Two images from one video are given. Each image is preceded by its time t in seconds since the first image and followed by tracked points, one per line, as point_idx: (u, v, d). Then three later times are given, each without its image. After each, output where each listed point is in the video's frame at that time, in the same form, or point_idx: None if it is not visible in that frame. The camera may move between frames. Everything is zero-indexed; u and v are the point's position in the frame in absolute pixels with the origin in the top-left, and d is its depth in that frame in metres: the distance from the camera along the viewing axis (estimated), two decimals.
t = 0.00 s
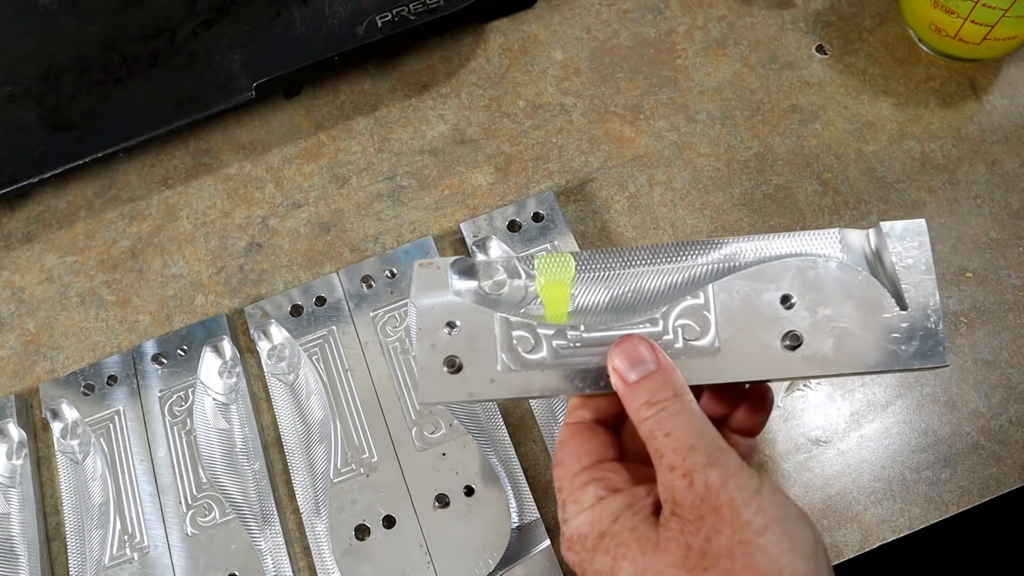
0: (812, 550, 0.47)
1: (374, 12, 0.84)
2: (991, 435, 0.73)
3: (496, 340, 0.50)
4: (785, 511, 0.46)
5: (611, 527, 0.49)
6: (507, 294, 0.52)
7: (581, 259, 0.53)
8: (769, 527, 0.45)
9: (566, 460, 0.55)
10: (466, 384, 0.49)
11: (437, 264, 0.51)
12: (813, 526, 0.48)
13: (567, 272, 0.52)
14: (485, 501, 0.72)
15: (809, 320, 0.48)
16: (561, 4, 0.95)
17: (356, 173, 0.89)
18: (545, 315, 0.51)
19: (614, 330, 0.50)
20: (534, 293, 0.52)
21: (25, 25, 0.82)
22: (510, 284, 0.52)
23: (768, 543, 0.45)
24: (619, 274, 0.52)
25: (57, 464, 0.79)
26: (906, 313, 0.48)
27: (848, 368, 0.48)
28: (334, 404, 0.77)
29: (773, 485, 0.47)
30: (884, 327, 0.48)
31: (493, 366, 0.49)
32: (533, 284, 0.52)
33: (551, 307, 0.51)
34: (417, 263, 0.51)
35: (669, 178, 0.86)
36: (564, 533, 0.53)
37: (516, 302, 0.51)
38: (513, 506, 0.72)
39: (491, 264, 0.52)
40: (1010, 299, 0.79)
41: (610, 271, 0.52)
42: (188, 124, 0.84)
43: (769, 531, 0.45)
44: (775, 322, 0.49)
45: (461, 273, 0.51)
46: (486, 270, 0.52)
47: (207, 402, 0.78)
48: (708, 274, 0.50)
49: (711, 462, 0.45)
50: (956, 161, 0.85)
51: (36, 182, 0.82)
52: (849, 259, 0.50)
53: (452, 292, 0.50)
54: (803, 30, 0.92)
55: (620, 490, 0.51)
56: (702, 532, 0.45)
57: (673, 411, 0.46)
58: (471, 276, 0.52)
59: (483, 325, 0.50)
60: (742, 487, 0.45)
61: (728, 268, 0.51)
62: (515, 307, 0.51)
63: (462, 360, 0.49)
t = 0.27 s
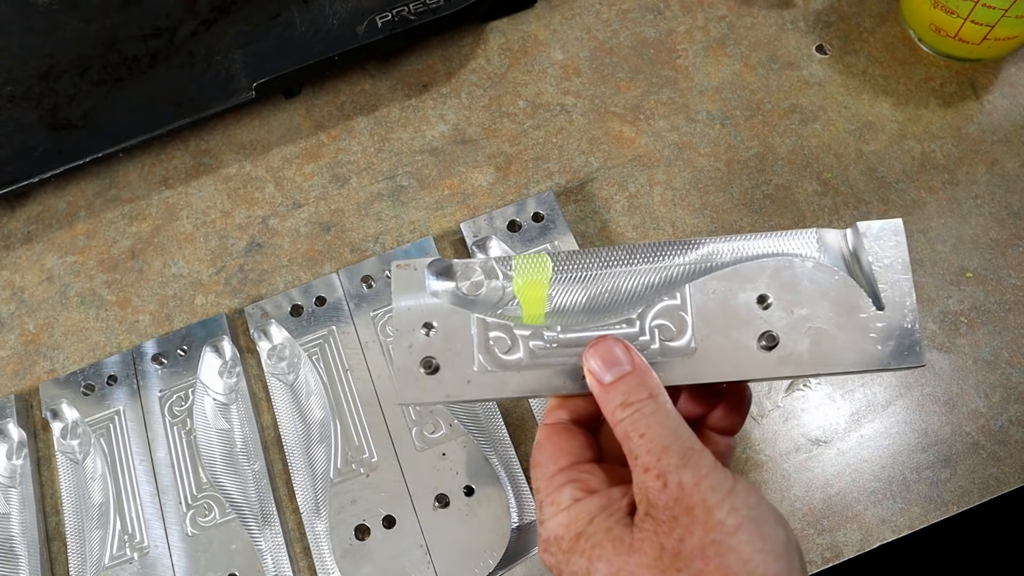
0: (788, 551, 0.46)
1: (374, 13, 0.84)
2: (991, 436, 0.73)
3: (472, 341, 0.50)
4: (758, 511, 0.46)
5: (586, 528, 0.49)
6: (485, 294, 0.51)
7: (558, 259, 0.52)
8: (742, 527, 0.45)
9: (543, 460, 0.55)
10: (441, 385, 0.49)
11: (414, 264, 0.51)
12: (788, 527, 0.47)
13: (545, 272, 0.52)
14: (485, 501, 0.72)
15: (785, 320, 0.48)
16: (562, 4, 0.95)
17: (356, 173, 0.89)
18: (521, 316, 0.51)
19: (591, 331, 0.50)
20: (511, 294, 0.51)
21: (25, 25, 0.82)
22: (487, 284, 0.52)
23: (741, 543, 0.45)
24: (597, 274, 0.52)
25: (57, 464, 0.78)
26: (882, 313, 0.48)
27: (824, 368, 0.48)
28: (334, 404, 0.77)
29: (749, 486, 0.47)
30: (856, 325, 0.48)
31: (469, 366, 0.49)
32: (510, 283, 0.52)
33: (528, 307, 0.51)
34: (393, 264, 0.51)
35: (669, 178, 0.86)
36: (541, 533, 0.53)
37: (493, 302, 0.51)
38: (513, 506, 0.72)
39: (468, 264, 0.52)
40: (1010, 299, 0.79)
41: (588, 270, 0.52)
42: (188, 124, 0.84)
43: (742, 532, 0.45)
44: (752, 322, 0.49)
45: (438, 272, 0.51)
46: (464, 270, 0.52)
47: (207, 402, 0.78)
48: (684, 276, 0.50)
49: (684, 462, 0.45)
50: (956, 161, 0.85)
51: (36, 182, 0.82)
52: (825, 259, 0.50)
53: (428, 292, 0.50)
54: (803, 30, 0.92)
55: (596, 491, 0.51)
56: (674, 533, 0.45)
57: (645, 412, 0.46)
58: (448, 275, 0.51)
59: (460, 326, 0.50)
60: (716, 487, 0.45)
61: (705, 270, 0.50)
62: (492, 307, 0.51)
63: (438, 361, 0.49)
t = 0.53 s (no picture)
0: (772, 548, 0.46)
1: (374, 12, 0.84)
2: (991, 435, 0.73)
3: (454, 333, 0.49)
4: (742, 507, 0.46)
5: (569, 522, 0.49)
6: (469, 286, 0.51)
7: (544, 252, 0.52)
8: (725, 523, 0.45)
9: (527, 455, 0.55)
10: (423, 376, 0.48)
11: (398, 253, 0.50)
12: (772, 525, 0.47)
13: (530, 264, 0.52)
14: (485, 501, 0.72)
15: (770, 318, 0.48)
16: (562, 4, 0.95)
17: (356, 173, 0.89)
18: (505, 309, 0.51)
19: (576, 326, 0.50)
20: (496, 285, 0.51)
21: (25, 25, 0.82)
22: (472, 276, 0.51)
23: (723, 539, 0.44)
24: (582, 268, 0.51)
25: (57, 464, 0.78)
26: (866, 314, 0.48)
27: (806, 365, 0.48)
28: (334, 404, 0.77)
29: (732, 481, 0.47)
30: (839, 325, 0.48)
31: (451, 358, 0.49)
32: (495, 275, 0.51)
33: (512, 299, 0.51)
34: (376, 253, 0.50)
35: (669, 178, 0.86)
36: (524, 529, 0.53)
37: (478, 293, 0.51)
38: (513, 506, 0.72)
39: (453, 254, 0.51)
40: (1010, 299, 0.79)
41: (575, 264, 0.52)
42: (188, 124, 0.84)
43: (725, 527, 0.45)
44: (737, 320, 0.49)
45: (422, 262, 0.51)
46: (449, 261, 0.51)
47: (207, 402, 0.78)
48: (671, 273, 0.50)
49: (666, 457, 0.45)
50: (956, 161, 0.85)
51: (36, 182, 0.82)
52: (809, 258, 0.50)
53: (412, 282, 0.50)
54: (803, 30, 0.92)
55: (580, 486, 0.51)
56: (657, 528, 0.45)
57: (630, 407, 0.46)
58: (432, 266, 0.51)
59: (443, 317, 0.50)
60: (699, 482, 0.45)
61: (692, 266, 0.50)
62: (477, 298, 0.51)
63: (420, 352, 0.49)
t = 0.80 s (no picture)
0: (769, 525, 0.46)
1: (374, 12, 0.84)
2: (991, 435, 0.73)
3: (448, 283, 0.47)
4: (737, 488, 0.45)
5: (558, 504, 0.48)
6: (481, 238, 0.48)
7: (559, 229, 0.50)
8: (722, 505, 0.44)
9: (512, 432, 0.54)
10: (405, 313, 0.47)
11: (421, 187, 0.48)
12: (771, 509, 0.46)
13: (544, 236, 0.49)
14: (485, 501, 0.72)
15: (767, 365, 0.46)
16: (562, 4, 0.95)
17: (356, 173, 0.89)
18: (506, 273, 0.48)
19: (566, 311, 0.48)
20: (506, 248, 0.48)
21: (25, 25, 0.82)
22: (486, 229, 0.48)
23: (723, 522, 0.44)
24: (593, 256, 0.49)
25: (58, 464, 0.79)
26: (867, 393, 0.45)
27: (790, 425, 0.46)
28: (334, 404, 0.77)
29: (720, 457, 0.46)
30: (836, 393, 0.45)
31: (439, 304, 0.47)
32: (507, 236, 0.48)
33: (516, 267, 0.48)
34: (399, 182, 0.48)
35: (669, 178, 0.86)
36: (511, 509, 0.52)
37: (487, 248, 0.48)
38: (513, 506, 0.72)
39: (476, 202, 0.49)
40: (1010, 299, 0.79)
41: (586, 251, 0.49)
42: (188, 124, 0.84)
43: (722, 510, 0.44)
44: (731, 355, 0.47)
45: (439, 200, 0.48)
46: (469, 207, 0.48)
47: (208, 402, 0.78)
48: (681, 289, 0.48)
49: (655, 441, 0.44)
50: (956, 161, 0.85)
51: (36, 182, 0.82)
52: (832, 316, 0.46)
53: (420, 215, 0.48)
54: (803, 30, 0.92)
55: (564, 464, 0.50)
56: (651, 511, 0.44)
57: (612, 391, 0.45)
58: (449, 204, 0.48)
59: (441, 264, 0.47)
60: (690, 464, 0.45)
61: (706, 287, 0.48)
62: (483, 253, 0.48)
63: (409, 288, 0.47)
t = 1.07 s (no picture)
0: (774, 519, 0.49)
1: (373, 13, 0.84)
2: (991, 436, 0.73)
3: (494, 200, 0.58)
4: (750, 484, 0.49)
5: (554, 479, 0.48)
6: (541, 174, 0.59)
7: (625, 219, 0.64)
8: (740, 496, 0.47)
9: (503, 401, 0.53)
10: (442, 207, 0.57)
11: (516, 95, 0.58)
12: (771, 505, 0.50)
13: (610, 209, 0.63)
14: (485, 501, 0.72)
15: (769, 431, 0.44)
16: (561, 4, 0.95)
17: (356, 173, 0.89)
18: (548, 219, 0.59)
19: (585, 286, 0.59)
20: (567, 195, 0.61)
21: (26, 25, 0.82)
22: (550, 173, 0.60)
23: (737, 510, 0.47)
24: (644, 260, 0.64)
25: (57, 464, 0.79)
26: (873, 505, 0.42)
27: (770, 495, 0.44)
28: (334, 404, 0.77)
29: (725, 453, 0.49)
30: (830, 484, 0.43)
31: (474, 216, 0.57)
32: (576, 183, 0.61)
33: (567, 216, 0.60)
34: (500, 79, 0.58)
35: (669, 178, 0.86)
36: (495, 481, 0.51)
37: (549, 185, 0.60)
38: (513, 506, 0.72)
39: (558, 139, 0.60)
40: (1011, 299, 0.79)
41: (647, 265, 0.64)
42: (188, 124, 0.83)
43: (740, 500, 0.47)
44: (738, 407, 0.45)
45: (524, 126, 0.59)
46: (546, 145, 0.59)
47: (207, 403, 0.79)
48: (699, 326, 0.62)
49: (672, 427, 0.47)
50: (956, 161, 0.85)
51: (36, 182, 0.82)
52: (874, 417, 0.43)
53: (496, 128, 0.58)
54: (803, 30, 0.92)
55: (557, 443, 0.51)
56: (670, 496, 0.46)
57: (609, 368, 0.48)
58: (528, 134, 0.59)
59: (498, 178, 0.57)
60: (706, 455, 0.47)
61: (720, 331, 0.64)
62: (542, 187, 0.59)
63: (457, 186, 0.57)
